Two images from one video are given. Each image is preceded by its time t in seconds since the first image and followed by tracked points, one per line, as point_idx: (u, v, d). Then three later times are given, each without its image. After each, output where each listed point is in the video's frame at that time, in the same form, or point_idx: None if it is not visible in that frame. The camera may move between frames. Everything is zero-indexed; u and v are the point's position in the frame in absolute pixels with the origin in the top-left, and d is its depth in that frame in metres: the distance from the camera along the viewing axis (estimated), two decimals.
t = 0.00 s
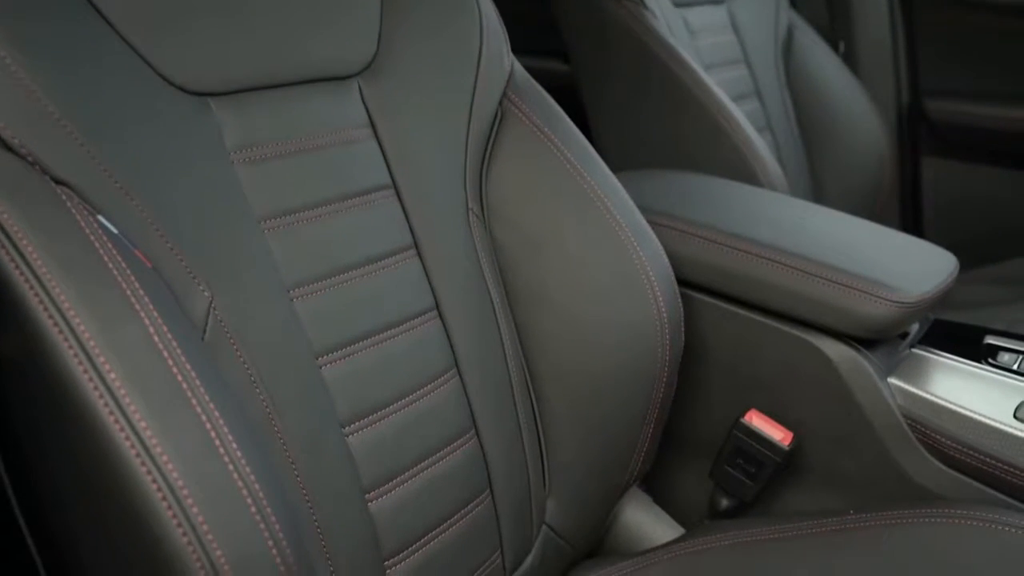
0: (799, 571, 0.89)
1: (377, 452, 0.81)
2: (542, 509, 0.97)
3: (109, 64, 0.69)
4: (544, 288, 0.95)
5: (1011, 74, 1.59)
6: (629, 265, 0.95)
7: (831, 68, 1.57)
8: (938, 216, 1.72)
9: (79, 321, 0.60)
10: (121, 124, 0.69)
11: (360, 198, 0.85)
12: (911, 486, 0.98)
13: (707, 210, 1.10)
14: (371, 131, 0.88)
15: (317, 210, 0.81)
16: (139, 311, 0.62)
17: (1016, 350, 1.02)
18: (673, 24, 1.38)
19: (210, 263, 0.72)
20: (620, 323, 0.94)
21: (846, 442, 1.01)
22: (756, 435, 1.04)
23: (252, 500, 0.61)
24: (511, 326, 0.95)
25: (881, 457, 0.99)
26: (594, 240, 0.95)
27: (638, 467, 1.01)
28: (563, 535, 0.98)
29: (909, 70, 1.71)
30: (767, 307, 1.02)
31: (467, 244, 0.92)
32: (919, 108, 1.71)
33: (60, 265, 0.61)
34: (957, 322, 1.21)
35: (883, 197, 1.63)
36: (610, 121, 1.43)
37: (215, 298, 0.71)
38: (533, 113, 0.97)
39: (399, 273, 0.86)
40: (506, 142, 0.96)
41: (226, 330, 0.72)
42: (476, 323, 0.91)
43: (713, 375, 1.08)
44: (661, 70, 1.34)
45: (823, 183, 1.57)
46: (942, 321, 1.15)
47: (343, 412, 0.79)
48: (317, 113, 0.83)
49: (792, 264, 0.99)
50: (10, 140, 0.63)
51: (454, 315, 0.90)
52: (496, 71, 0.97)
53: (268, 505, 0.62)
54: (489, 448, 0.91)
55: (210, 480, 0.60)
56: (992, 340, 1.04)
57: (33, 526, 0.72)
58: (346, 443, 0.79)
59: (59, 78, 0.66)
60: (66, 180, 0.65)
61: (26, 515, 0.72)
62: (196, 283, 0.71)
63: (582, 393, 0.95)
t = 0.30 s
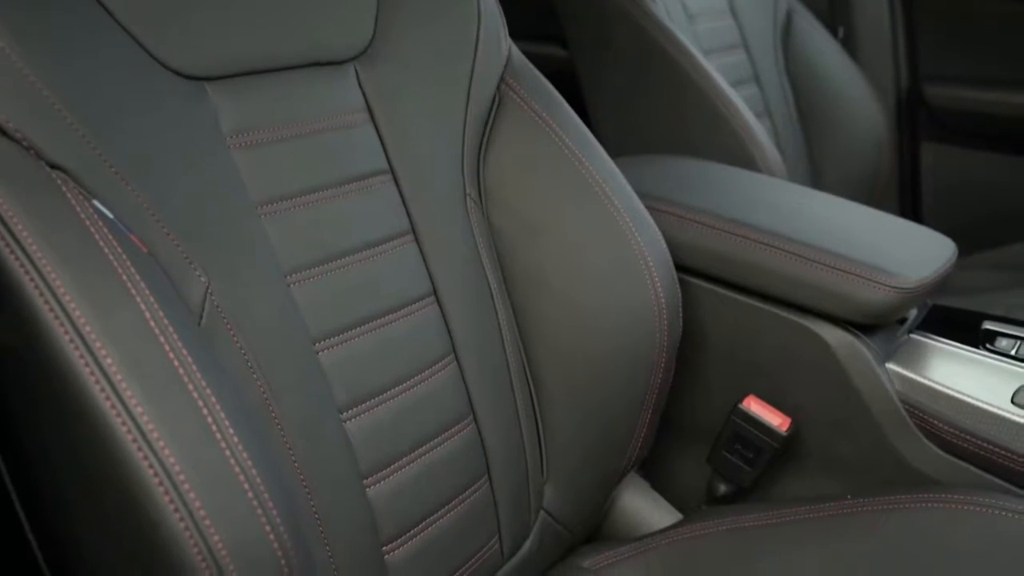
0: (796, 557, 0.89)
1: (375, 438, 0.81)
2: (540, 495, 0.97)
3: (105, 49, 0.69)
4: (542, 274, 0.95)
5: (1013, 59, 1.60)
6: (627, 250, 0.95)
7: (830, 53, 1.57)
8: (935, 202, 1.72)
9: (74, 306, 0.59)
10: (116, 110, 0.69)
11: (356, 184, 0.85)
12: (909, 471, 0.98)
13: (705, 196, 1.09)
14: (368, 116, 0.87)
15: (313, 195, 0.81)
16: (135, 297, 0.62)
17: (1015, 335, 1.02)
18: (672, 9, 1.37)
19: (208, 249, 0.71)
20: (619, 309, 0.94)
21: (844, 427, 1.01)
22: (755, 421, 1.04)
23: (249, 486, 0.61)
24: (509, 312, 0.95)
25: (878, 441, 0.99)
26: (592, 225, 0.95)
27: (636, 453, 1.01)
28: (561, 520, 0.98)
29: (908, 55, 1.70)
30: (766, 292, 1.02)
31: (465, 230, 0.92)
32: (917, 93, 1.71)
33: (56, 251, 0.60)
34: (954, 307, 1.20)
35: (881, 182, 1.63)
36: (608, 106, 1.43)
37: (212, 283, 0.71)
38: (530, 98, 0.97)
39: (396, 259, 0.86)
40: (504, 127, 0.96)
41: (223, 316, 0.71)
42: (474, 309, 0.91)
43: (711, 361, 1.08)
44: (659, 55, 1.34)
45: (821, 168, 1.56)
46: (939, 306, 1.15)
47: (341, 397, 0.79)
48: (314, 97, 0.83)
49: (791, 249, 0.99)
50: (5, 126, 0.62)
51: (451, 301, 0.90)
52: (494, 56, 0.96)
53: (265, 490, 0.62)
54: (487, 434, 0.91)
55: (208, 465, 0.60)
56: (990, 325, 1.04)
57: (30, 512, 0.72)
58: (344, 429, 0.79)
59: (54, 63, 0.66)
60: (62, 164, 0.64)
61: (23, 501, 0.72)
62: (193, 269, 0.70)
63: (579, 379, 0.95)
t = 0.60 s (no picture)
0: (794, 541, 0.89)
1: (373, 422, 0.81)
2: (538, 478, 0.97)
3: (99, 30, 0.68)
4: (540, 257, 0.95)
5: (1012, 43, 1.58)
6: (625, 233, 0.95)
7: (830, 35, 1.56)
8: (932, 186, 1.72)
9: (70, 289, 0.59)
10: (111, 91, 0.68)
11: (354, 166, 0.84)
12: (906, 454, 0.98)
13: (704, 179, 1.09)
14: (365, 98, 0.87)
15: (309, 178, 0.80)
16: (131, 279, 0.62)
17: (1013, 318, 1.02)
18: None
19: (204, 232, 0.71)
20: (617, 292, 0.94)
21: (842, 410, 1.01)
22: (753, 405, 1.04)
23: (247, 468, 0.61)
24: (507, 295, 0.95)
25: (875, 424, 0.99)
26: (590, 208, 0.95)
27: (634, 435, 1.01)
28: (559, 503, 0.98)
29: (908, 37, 1.69)
30: (765, 276, 1.02)
31: (463, 213, 0.92)
32: (916, 77, 1.70)
33: (52, 235, 0.60)
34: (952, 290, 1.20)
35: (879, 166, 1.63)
36: (607, 89, 1.42)
37: (208, 267, 0.71)
38: (528, 80, 0.97)
39: (393, 242, 0.86)
40: (502, 109, 0.96)
41: (220, 299, 0.71)
42: (472, 292, 0.91)
43: (709, 344, 1.08)
44: (658, 37, 1.33)
45: (820, 151, 1.56)
46: (937, 289, 1.15)
47: (339, 380, 0.79)
48: (311, 79, 0.82)
49: (790, 233, 0.99)
50: None
51: (449, 284, 0.89)
52: (490, 37, 0.96)
53: (262, 472, 0.62)
54: (485, 417, 0.91)
55: (205, 448, 0.60)
56: (989, 309, 1.04)
57: (27, 495, 0.71)
58: (342, 412, 0.79)
59: (48, 44, 0.65)
60: (57, 146, 0.64)
61: (21, 484, 0.72)
62: (190, 252, 0.70)
63: (577, 362, 0.95)
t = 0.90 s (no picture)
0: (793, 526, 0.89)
1: (372, 407, 0.81)
2: (537, 464, 0.97)
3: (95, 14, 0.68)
4: (539, 243, 0.94)
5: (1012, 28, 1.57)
6: (624, 219, 0.95)
7: (830, 20, 1.55)
8: (932, 172, 1.72)
9: (66, 273, 0.59)
10: (108, 75, 0.68)
11: (352, 151, 0.84)
12: (905, 440, 0.98)
13: (703, 164, 1.09)
14: (363, 83, 0.87)
15: (308, 163, 0.80)
16: (128, 264, 0.61)
17: (1013, 304, 1.01)
18: None
19: (202, 217, 0.71)
20: (616, 277, 0.94)
21: (841, 396, 1.01)
22: (752, 390, 1.03)
23: (245, 453, 0.61)
24: (506, 281, 0.95)
25: (874, 410, 0.99)
26: (589, 194, 0.94)
27: (633, 421, 1.01)
28: (558, 488, 0.99)
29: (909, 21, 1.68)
30: (765, 261, 1.01)
31: (461, 198, 0.91)
32: (917, 62, 1.69)
33: (48, 220, 0.60)
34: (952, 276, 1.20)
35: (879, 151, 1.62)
36: (607, 74, 1.42)
37: (206, 252, 0.71)
38: (527, 64, 0.96)
39: (391, 228, 0.85)
40: (501, 94, 0.95)
41: (218, 285, 0.71)
42: (471, 278, 0.91)
43: (709, 330, 1.08)
44: (658, 22, 1.32)
45: (820, 137, 1.56)
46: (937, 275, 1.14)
47: (338, 366, 0.79)
48: (309, 64, 0.82)
49: (790, 218, 0.98)
50: None
51: (448, 269, 0.89)
52: (489, 22, 0.95)
53: (260, 457, 0.62)
54: (484, 403, 0.91)
55: (203, 434, 0.60)
56: (988, 295, 1.04)
57: (26, 481, 0.71)
58: (341, 398, 0.78)
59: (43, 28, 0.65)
60: (53, 131, 0.63)
61: (20, 471, 0.72)
62: (188, 237, 0.70)
63: (576, 348, 0.95)
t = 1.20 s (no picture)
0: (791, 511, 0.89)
1: (371, 392, 0.81)
2: (536, 449, 0.97)
3: None
4: (539, 227, 0.94)
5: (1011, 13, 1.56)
6: (623, 203, 0.94)
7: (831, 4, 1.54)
8: (932, 156, 1.71)
9: (63, 257, 0.59)
10: (104, 58, 0.67)
11: (351, 135, 0.84)
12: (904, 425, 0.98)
13: (704, 148, 1.08)
14: (362, 66, 0.86)
15: (306, 147, 0.80)
16: (125, 247, 0.61)
17: (1013, 289, 1.01)
18: None
19: (200, 201, 0.71)
20: (616, 262, 0.94)
21: (840, 381, 1.01)
22: (752, 375, 1.03)
23: (243, 438, 0.61)
24: (505, 265, 0.94)
25: (874, 395, 0.99)
26: (588, 178, 0.94)
27: (632, 405, 1.01)
28: (557, 473, 0.99)
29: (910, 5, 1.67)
30: (765, 246, 1.01)
31: (460, 182, 0.91)
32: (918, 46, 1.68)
33: (44, 203, 0.59)
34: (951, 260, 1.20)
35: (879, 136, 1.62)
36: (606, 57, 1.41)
37: (204, 236, 0.70)
38: (527, 48, 0.96)
39: (390, 213, 0.85)
40: (500, 77, 0.95)
41: (216, 270, 0.71)
42: (470, 263, 0.91)
43: (708, 314, 1.08)
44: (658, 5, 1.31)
45: (820, 122, 1.55)
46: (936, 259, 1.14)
47: (337, 351, 0.79)
48: (307, 47, 0.81)
49: (790, 202, 0.98)
50: None
51: (447, 254, 0.89)
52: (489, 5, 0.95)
53: (259, 442, 0.62)
54: (483, 388, 0.91)
55: (201, 418, 0.60)
56: (988, 279, 1.03)
57: (25, 466, 0.71)
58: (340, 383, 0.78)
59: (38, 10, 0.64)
60: (49, 114, 0.63)
61: (19, 458, 0.71)
62: (185, 221, 0.69)
63: (575, 332, 0.95)
